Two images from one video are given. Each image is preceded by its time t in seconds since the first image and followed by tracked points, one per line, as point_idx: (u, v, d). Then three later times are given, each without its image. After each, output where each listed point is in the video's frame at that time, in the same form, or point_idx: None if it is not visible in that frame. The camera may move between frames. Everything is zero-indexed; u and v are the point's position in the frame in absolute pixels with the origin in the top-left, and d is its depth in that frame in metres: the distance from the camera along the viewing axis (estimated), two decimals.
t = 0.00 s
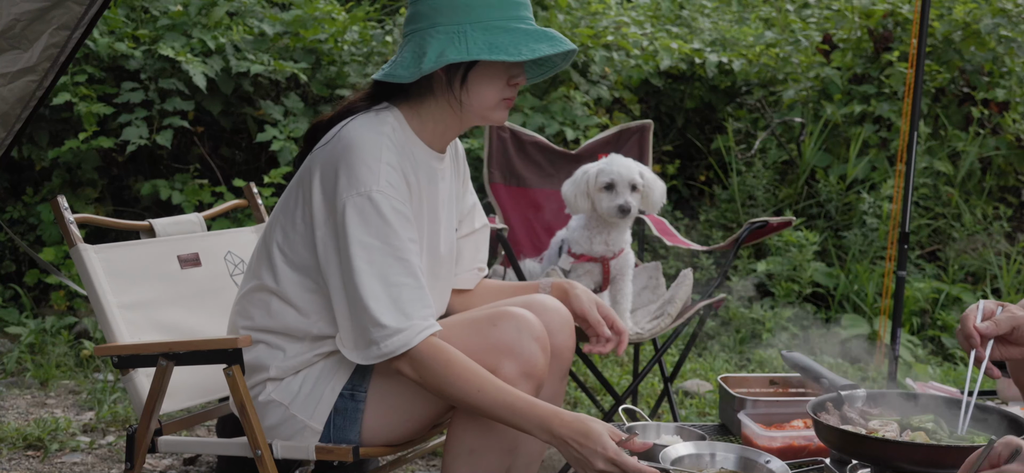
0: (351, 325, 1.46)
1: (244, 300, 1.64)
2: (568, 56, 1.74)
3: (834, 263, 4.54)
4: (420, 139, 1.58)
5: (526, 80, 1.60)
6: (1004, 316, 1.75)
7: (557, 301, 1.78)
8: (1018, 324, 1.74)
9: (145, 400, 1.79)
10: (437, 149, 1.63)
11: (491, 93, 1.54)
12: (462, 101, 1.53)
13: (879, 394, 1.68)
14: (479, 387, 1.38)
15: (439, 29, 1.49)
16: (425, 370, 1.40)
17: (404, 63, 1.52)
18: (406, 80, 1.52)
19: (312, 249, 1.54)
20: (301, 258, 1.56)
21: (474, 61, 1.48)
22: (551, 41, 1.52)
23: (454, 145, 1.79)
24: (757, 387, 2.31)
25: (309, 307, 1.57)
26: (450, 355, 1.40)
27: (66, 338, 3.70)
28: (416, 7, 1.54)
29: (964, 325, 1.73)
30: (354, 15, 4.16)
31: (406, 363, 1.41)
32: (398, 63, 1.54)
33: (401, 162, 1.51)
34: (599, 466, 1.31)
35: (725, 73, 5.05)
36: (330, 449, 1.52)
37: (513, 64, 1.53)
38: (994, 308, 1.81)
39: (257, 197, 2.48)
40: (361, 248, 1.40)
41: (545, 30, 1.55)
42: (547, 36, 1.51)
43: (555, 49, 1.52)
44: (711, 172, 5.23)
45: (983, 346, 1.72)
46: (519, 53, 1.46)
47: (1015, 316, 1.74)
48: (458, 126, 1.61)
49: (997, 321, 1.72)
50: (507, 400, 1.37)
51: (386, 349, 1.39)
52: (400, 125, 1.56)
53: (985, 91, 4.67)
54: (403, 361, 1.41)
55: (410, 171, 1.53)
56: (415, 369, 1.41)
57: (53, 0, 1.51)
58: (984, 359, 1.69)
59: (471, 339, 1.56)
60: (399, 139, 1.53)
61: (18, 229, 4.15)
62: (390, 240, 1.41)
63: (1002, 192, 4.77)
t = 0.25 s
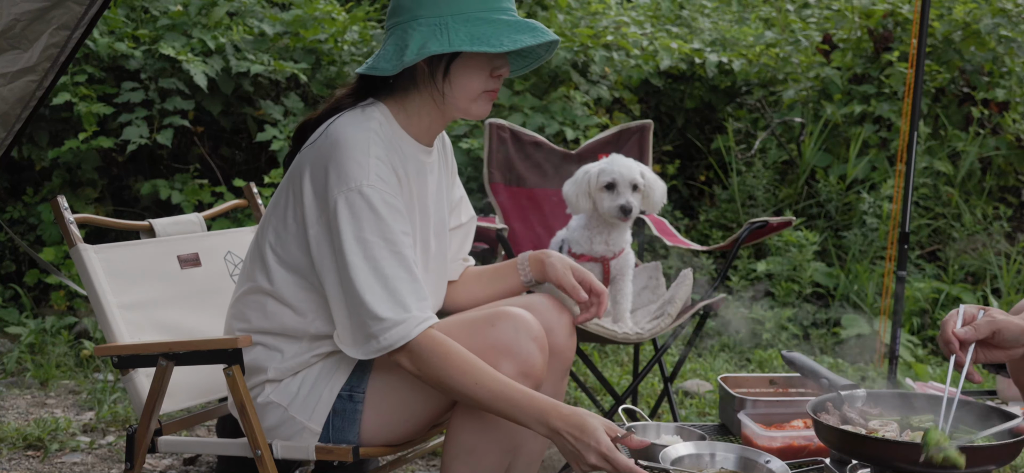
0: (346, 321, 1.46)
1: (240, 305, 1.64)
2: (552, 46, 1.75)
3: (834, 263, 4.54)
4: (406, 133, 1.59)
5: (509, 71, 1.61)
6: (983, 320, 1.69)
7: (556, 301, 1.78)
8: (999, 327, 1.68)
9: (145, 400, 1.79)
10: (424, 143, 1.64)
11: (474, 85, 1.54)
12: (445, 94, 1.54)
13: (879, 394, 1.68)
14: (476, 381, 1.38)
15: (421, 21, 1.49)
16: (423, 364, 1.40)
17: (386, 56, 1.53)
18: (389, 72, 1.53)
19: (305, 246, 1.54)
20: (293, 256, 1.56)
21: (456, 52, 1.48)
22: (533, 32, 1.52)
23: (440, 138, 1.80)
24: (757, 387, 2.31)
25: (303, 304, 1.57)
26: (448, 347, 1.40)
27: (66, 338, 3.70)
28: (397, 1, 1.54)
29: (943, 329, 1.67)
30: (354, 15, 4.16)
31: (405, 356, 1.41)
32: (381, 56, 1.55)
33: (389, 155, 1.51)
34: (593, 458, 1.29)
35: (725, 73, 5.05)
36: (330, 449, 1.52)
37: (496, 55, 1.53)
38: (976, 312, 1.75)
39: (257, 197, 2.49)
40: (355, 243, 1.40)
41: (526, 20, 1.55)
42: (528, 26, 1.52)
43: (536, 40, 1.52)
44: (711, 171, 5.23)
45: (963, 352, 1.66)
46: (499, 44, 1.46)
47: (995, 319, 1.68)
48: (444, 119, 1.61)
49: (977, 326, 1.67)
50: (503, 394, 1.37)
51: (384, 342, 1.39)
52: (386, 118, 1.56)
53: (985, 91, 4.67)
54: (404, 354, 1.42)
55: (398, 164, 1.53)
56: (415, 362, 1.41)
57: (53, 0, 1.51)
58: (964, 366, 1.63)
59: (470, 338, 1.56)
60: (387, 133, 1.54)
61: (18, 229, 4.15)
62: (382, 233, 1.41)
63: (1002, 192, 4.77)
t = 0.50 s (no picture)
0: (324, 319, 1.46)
1: (241, 303, 1.65)
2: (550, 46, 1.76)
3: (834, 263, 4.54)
4: (405, 131, 1.59)
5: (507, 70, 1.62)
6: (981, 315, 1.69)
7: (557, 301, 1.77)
8: (997, 322, 1.67)
9: (145, 400, 1.79)
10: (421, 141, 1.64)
11: (471, 82, 1.55)
12: (443, 91, 1.55)
13: (879, 394, 1.68)
14: (461, 348, 1.40)
15: (420, 19, 1.50)
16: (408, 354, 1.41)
17: (385, 53, 1.55)
18: (387, 69, 1.54)
19: (301, 244, 1.54)
20: (289, 253, 1.55)
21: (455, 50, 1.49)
22: (531, 30, 1.54)
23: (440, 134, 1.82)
24: (757, 387, 2.31)
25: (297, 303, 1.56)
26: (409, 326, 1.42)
27: (66, 338, 3.70)
28: None
29: (941, 323, 1.67)
30: (354, 15, 4.17)
31: (389, 349, 1.41)
32: (379, 53, 1.56)
33: (387, 154, 1.51)
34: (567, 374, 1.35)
35: (725, 73, 5.05)
36: (330, 449, 1.52)
37: (494, 54, 1.55)
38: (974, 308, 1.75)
39: (257, 197, 2.49)
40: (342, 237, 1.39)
41: (524, 18, 1.57)
42: (526, 25, 1.53)
43: (534, 38, 1.54)
44: (711, 171, 5.23)
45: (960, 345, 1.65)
46: (498, 42, 1.48)
47: (993, 314, 1.67)
48: (442, 117, 1.62)
49: (975, 319, 1.66)
50: (484, 356, 1.40)
51: (354, 341, 1.38)
52: (384, 117, 1.56)
53: (985, 91, 4.67)
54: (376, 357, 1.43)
55: (395, 163, 1.53)
56: (389, 361, 1.43)
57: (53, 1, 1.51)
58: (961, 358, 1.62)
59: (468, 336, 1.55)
60: (384, 133, 1.53)
61: (18, 229, 4.15)
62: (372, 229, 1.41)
63: (1002, 192, 4.77)
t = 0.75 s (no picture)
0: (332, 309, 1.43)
1: (247, 295, 1.66)
2: (567, 47, 1.76)
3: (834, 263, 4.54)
4: (422, 134, 1.59)
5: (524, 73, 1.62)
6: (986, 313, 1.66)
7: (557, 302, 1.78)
8: (1002, 320, 1.65)
9: (145, 400, 1.79)
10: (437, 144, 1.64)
11: (488, 85, 1.55)
12: (461, 94, 1.55)
13: (880, 394, 1.68)
14: (461, 306, 1.37)
15: (437, 23, 1.50)
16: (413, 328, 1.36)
17: (403, 57, 1.55)
18: (405, 73, 1.54)
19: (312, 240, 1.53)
20: (300, 247, 1.55)
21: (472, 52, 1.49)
22: (547, 32, 1.54)
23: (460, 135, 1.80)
24: (757, 387, 2.31)
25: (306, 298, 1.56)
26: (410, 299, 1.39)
27: (66, 338, 3.70)
28: (413, 4, 1.55)
29: (946, 323, 1.64)
30: (354, 15, 4.17)
31: (392, 328, 1.36)
32: (397, 57, 1.56)
33: (399, 150, 1.52)
34: (581, 287, 1.34)
35: (725, 73, 5.04)
36: (330, 449, 1.51)
37: (511, 56, 1.54)
38: (977, 305, 1.71)
39: (257, 197, 2.49)
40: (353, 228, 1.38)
41: (540, 21, 1.56)
42: (542, 27, 1.53)
43: (550, 40, 1.53)
44: (711, 171, 5.23)
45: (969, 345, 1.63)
46: (514, 44, 1.47)
47: (998, 312, 1.65)
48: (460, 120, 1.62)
49: (980, 318, 1.64)
50: (490, 308, 1.37)
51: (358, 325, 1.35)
52: (399, 115, 1.57)
53: (985, 91, 4.67)
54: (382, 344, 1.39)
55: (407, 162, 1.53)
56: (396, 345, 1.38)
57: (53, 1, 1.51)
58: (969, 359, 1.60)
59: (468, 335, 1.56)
60: (399, 132, 1.54)
61: (18, 228, 4.15)
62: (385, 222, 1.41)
63: (1002, 192, 4.77)
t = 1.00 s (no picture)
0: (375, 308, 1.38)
1: (264, 292, 1.63)
2: (603, 55, 1.75)
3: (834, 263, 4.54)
4: (459, 144, 1.59)
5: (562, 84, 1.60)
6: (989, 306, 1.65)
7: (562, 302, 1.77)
8: (1003, 312, 1.65)
9: (145, 400, 1.79)
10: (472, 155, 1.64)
11: (527, 96, 1.53)
12: (498, 106, 1.53)
13: (879, 394, 1.69)
14: (518, 297, 1.32)
15: (472, 35, 1.49)
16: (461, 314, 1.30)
17: (439, 72, 1.55)
18: (442, 86, 1.54)
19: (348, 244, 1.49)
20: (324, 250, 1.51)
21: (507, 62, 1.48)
22: (582, 40, 1.52)
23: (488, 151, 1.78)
24: (757, 387, 2.31)
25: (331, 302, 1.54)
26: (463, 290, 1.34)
27: (66, 338, 3.70)
28: (448, 17, 1.55)
29: (947, 314, 1.63)
30: (354, 15, 4.17)
31: (447, 317, 1.30)
32: (434, 71, 1.56)
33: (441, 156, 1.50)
34: (645, 282, 1.30)
35: (725, 73, 5.05)
36: (330, 449, 1.51)
37: (548, 65, 1.53)
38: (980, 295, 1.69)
39: (257, 197, 2.49)
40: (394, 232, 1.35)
41: (574, 29, 1.55)
42: (577, 35, 1.52)
43: (585, 47, 1.52)
44: (711, 171, 5.23)
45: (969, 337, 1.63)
46: (549, 52, 1.46)
47: (1000, 303, 1.64)
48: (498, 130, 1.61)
49: (982, 310, 1.63)
50: (546, 300, 1.33)
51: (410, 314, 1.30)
52: (439, 124, 1.56)
53: (985, 91, 4.67)
54: (431, 335, 1.32)
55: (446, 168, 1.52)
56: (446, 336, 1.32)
57: (53, 1, 1.51)
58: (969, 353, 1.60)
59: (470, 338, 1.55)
60: (438, 140, 1.53)
61: (18, 229, 4.15)
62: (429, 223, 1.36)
63: (1002, 192, 4.77)
